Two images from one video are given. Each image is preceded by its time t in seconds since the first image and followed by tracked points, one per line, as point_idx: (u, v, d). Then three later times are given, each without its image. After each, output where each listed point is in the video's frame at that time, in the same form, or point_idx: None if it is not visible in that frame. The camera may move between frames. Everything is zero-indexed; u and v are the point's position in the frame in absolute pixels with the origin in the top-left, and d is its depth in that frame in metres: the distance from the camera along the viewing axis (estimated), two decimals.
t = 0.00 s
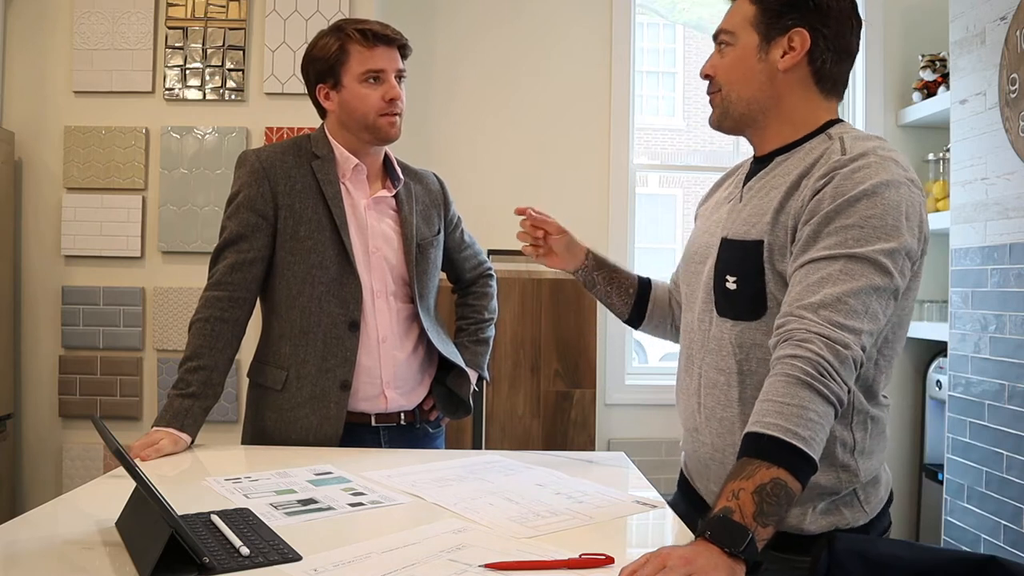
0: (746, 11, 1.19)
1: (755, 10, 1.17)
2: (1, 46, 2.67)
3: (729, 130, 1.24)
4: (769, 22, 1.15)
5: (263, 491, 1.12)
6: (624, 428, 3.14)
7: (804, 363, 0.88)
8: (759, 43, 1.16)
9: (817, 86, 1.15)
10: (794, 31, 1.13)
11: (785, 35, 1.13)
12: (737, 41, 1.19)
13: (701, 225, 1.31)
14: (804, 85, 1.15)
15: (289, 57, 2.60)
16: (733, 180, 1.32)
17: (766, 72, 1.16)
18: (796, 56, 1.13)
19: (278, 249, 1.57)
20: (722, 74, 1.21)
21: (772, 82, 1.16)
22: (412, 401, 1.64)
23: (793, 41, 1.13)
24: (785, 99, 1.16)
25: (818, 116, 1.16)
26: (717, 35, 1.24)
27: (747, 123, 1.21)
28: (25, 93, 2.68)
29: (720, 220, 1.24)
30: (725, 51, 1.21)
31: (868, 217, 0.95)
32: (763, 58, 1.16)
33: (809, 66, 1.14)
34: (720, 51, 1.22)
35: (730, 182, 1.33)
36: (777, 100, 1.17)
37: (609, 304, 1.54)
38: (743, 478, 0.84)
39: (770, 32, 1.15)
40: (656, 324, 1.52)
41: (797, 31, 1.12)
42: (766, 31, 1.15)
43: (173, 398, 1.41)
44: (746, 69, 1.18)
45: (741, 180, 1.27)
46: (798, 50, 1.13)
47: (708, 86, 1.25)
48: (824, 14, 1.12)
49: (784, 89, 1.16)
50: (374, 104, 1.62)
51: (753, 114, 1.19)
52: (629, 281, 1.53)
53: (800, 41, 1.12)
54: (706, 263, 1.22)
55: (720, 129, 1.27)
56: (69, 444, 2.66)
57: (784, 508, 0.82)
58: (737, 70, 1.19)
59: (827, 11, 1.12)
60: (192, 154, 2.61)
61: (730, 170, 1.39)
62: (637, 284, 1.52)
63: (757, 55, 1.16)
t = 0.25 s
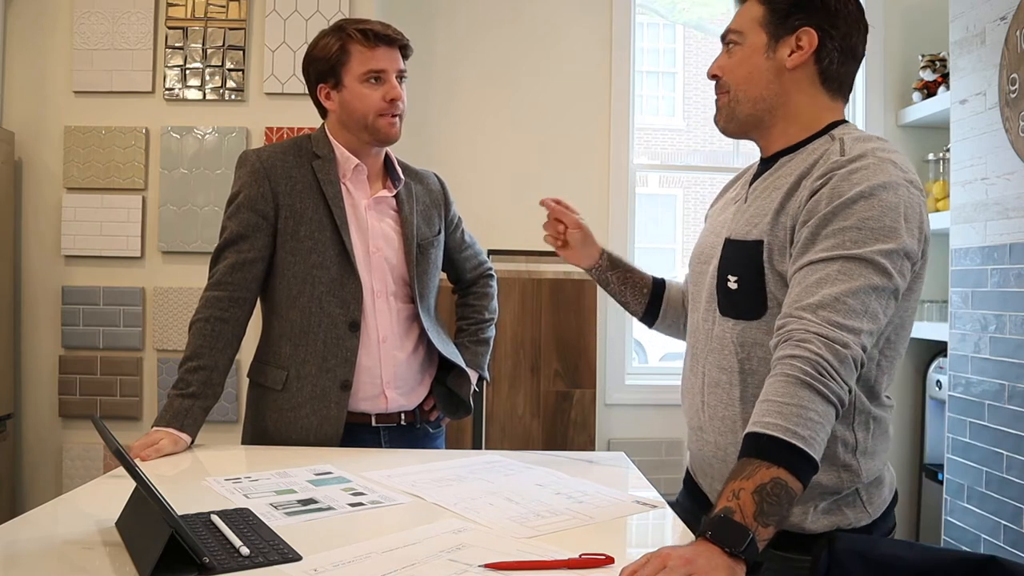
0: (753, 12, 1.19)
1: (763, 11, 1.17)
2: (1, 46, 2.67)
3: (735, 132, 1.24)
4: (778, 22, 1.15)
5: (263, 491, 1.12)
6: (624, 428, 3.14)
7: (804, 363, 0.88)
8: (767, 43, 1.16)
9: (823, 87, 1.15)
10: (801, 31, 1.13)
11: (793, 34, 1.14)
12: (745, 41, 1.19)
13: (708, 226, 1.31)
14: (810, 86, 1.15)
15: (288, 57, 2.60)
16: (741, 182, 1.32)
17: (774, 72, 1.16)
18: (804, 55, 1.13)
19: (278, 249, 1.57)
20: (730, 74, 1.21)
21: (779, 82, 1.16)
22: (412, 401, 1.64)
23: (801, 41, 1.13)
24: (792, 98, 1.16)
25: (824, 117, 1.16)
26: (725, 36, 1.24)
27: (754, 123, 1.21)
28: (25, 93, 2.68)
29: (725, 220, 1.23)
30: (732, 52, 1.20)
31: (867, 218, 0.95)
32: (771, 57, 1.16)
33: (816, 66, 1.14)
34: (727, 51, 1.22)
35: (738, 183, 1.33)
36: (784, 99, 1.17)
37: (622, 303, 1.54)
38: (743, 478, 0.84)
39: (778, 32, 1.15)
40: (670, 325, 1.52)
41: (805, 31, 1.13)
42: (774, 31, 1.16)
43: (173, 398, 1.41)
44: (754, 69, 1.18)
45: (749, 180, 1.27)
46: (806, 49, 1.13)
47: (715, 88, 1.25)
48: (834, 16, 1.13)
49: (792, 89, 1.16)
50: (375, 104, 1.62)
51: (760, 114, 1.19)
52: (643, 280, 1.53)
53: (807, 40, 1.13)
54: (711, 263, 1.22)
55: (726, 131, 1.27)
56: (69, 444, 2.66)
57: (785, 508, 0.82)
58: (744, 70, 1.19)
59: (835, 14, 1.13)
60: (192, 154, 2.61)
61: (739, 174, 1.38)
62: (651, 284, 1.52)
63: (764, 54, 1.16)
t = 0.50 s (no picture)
0: (753, 15, 1.19)
1: (763, 14, 1.17)
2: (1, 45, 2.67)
3: (743, 133, 1.24)
4: (779, 23, 1.15)
5: (263, 491, 1.12)
6: (624, 428, 3.14)
7: (804, 364, 0.88)
8: (769, 44, 1.16)
9: (827, 84, 1.15)
10: (802, 30, 1.13)
11: (794, 34, 1.14)
12: (748, 45, 1.19)
13: (711, 226, 1.31)
14: (814, 84, 1.15)
15: (288, 57, 2.60)
16: (745, 183, 1.31)
17: (778, 72, 1.16)
18: (807, 54, 1.13)
19: (279, 249, 1.57)
20: (735, 78, 1.21)
21: (784, 82, 1.16)
22: (413, 401, 1.64)
23: (803, 40, 1.13)
24: (797, 98, 1.16)
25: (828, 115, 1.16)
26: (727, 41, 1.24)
27: (761, 125, 1.20)
28: (25, 93, 2.68)
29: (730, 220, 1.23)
30: (735, 56, 1.21)
31: (868, 218, 0.95)
32: (774, 58, 1.16)
33: (819, 63, 1.14)
34: (730, 55, 1.22)
35: (744, 184, 1.32)
36: (789, 99, 1.17)
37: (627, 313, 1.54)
38: (744, 478, 0.84)
39: (780, 32, 1.15)
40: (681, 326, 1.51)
41: (806, 30, 1.13)
42: (775, 31, 1.16)
43: (173, 398, 1.41)
44: (758, 71, 1.18)
45: (755, 180, 1.26)
46: (809, 47, 1.13)
47: (721, 93, 1.25)
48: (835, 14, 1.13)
49: (796, 88, 1.16)
50: (375, 103, 1.62)
51: (766, 115, 1.19)
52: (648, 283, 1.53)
53: (810, 39, 1.13)
54: (714, 262, 1.22)
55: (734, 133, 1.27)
56: (69, 444, 2.66)
57: (786, 508, 0.82)
58: (749, 72, 1.19)
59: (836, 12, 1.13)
60: (192, 153, 2.61)
61: (744, 174, 1.38)
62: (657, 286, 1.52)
63: (767, 56, 1.16)
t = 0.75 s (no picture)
0: (761, 13, 1.19)
1: (770, 13, 1.17)
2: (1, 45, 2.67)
3: (747, 128, 1.24)
4: (787, 20, 1.15)
5: (263, 491, 1.12)
6: (624, 428, 3.14)
7: (805, 364, 0.88)
8: (778, 41, 1.16)
9: (835, 83, 1.16)
10: (812, 27, 1.14)
11: (804, 31, 1.14)
12: (755, 42, 1.18)
13: (713, 226, 1.31)
14: (822, 82, 1.16)
15: (288, 57, 2.60)
16: (746, 184, 1.31)
17: (788, 69, 1.16)
18: (817, 51, 1.14)
19: (279, 249, 1.57)
20: (741, 75, 1.20)
21: (793, 78, 1.16)
22: (414, 401, 1.64)
23: (812, 37, 1.13)
24: (803, 95, 1.16)
25: (835, 114, 1.16)
26: (731, 39, 1.23)
27: (769, 121, 1.20)
28: (25, 92, 2.68)
29: (732, 219, 1.23)
30: (741, 53, 1.20)
31: (869, 218, 0.95)
32: (783, 55, 1.16)
33: (828, 61, 1.14)
34: (736, 53, 1.21)
35: (746, 183, 1.32)
36: (796, 96, 1.17)
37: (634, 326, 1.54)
38: (745, 478, 0.84)
39: (788, 29, 1.15)
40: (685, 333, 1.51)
41: (816, 27, 1.13)
42: (783, 29, 1.16)
43: (173, 398, 1.41)
44: (767, 68, 1.17)
45: (756, 181, 1.26)
46: (818, 44, 1.13)
47: (726, 91, 1.24)
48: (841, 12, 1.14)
49: (805, 86, 1.16)
50: (376, 104, 1.62)
51: (774, 112, 1.19)
52: (649, 297, 1.53)
53: (819, 36, 1.13)
54: (716, 263, 1.22)
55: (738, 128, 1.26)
56: (69, 444, 2.66)
57: (786, 508, 0.82)
58: (757, 70, 1.18)
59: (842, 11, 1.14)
60: (192, 153, 2.61)
61: (745, 174, 1.38)
62: (659, 300, 1.52)
63: (776, 53, 1.16)
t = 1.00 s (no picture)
0: (765, 12, 1.19)
1: (774, 11, 1.18)
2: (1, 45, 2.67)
3: (748, 124, 1.23)
4: (792, 18, 1.16)
5: (263, 491, 1.12)
6: (624, 428, 3.14)
7: (805, 364, 0.88)
8: (782, 38, 1.16)
9: (837, 83, 1.16)
10: (817, 27, 1.14)
11: (808, 30, 1.14)
12: (759, 38, 1.18)
13: (714, 227, 1.31)
14: (825, 81, 1.16)
15: (288, 57, 2.60)
16: (747, 184, 1.31)
17: (791, 66, 1.16)
18: (821, 49, 1.14)
19: (280, 250, 1.57)
20: (744, 71, 1.20)
21: (797, 76, 1.16)
22: (414, 401, 1.64)
23: (817, 36, 1.14)
24: (806, 94, 1.16)
25: (837, 114, 1.16)
26: (734, 36, 1.23)
27: (770, 118, 1.20)
28: (25, 92, 2.68)
29: (732, 220, 1.23)
30: (745, 49, 1.20)
31: (868, 218, 0.95)
32: (788, 52, 1.16)
33: (831, 62, 1.15)
34: (739, 49, 1.21)
35: (748, 183, 1.32)
36: (799, 94, 1.17)
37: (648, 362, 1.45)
38: (745, 478, 0.84)
39: (794, 27, 1.15)
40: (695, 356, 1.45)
41: (821, 26, 1.14)
42: (789, 26, 1.16)
43: (174, 398, 1.41)
44: (771, 65, 1.17)
45: (756, 181, 1.26)
46: (823, 43, 1.14)
47: (726, 87, 1.24)
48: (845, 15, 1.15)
49: (808, 84, 1.16)
50: (376, 99, 1.63)
51: (776, 108, 1.18)
52: (651, 330, 1.45)
53: (824, 35, 1.13)
54: (716, 264, 1.22)
55: (737, 126, 1.25)
56: (69, 444, 2.66)
57: (786, 508, 0.82)
58: (761, 66, 1.18)
59: (845, 14, 1.15)
60: (192, 154, 2.61)
61: (745, 175, 1.38)
62: (662, 332, 1.44)
63: (781, 50, 1.16)
